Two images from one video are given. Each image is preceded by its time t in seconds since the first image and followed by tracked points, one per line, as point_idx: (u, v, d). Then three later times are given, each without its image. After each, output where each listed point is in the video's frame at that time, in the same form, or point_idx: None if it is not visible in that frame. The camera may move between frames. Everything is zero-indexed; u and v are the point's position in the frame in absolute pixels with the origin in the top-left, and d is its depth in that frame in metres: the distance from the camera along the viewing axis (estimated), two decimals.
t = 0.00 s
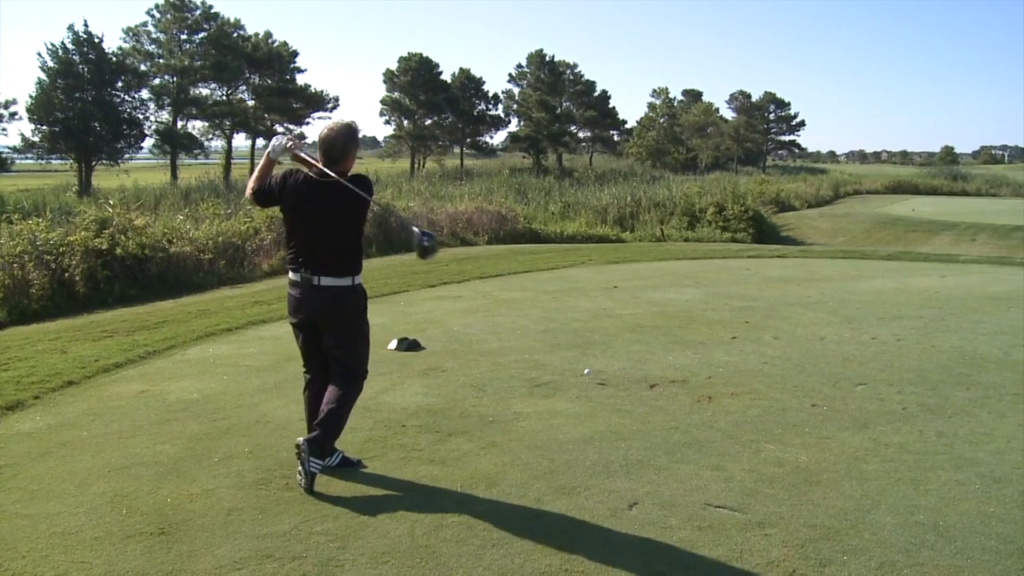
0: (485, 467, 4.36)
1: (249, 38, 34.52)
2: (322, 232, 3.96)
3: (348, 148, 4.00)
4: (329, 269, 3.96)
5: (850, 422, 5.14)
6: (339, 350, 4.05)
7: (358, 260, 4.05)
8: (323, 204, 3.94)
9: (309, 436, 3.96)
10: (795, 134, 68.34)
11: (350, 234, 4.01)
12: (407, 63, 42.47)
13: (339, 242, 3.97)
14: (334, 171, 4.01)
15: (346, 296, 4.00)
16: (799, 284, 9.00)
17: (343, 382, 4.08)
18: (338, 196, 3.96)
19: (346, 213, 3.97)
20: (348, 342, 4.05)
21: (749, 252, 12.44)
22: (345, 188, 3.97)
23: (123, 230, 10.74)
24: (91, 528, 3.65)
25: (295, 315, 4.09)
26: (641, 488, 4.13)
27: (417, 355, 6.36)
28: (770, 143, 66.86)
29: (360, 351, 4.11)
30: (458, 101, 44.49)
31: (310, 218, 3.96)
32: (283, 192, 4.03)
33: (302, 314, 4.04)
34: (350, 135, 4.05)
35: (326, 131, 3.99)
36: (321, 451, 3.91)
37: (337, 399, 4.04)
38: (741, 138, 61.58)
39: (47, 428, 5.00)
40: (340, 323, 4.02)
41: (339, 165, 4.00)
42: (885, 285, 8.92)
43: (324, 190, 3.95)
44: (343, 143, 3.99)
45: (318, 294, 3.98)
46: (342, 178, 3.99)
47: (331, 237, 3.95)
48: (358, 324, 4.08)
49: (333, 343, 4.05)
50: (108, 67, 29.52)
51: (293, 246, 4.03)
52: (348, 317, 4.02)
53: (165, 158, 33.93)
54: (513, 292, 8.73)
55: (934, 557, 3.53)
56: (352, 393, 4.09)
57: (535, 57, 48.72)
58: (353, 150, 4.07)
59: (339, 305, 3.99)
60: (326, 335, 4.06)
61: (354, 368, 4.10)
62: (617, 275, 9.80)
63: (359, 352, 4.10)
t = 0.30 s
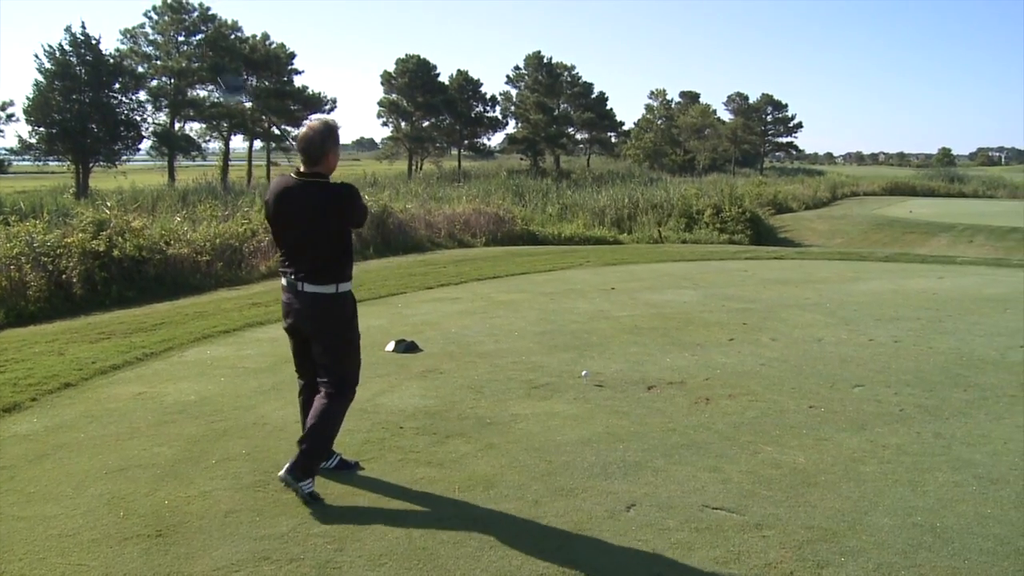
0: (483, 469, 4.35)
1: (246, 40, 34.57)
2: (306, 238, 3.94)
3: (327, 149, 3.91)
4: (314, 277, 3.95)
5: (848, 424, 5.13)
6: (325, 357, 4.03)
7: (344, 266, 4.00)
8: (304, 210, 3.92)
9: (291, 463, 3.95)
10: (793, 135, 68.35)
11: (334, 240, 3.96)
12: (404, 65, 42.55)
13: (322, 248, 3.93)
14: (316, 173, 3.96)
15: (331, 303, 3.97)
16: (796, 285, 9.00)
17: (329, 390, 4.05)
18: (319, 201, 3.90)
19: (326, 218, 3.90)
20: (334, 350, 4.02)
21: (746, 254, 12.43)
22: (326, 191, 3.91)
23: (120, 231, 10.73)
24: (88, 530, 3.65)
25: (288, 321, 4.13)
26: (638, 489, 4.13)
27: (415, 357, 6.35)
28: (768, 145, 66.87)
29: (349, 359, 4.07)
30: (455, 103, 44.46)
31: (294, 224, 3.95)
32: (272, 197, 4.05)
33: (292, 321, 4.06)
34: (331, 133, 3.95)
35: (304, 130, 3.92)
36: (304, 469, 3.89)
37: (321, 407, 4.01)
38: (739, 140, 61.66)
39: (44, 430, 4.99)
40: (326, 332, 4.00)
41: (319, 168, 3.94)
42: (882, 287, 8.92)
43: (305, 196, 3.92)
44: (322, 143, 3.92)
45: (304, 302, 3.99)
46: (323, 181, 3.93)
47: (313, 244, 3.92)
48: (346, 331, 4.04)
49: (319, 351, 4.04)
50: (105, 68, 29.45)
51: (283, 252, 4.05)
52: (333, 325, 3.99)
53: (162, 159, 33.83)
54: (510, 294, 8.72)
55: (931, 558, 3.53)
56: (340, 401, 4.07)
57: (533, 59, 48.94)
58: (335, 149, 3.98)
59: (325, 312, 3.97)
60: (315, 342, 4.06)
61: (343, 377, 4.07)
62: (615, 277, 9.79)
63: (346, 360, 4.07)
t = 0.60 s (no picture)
0: (482, 470, 4.35)
1: (245, 40, 34.66)
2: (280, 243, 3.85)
3: (307, 149, 3.83)
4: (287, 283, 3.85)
5: (846, 425, 5.14)
6: (296, 368, 3.92)
7: (318, 274, 3.86)
8: (279, 213, 3.82)
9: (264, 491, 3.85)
10: (791, 136, 68.42)
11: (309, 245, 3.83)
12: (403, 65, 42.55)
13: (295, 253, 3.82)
14: (296, 175, 3.86)
15: (301, 312, 3.85)
16: (795, 287, 9.00)
17: (298, 402, 3.93)
18: (293, 204, 3.80)
19: (298, 222, 3.78)
20: (305, 361, 3.91)
21: (745, 255, 12.45)
22: (302, 194, 3.79)
23: (118, 232, 10.72)
24: (86, 532, 3.64)
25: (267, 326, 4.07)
26: (636, 490, 4.14)
27: (413, 358, 6.35)
28: (766, 146, 66.90)
29: (321, 370, 3.95)
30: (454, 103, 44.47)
31: (271, 227, 3.88)
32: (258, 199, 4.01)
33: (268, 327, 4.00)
34: (314, 134, 3.87)
35: (287, 131, 3.85)
36: (269, 487, 3.79)
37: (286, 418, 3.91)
38: (737, 141, 61.67)
39: (42, 431, 4.99)
40: (296, 340, 3.88)
41: (299, 169, 3.85)
42: (880, 288, 8.93)
43: (282, 199, 3.84)
44: (302, 144, 3.83)
45: (277, 309, 3.90)
46: (300, 183, 3.83)
47: (286, 249, 3.82)
48: (319, 341, 3.91)
49: (291, 360, 3.93)
50: (103, 69, 29.44)
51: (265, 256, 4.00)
52: (304, 334, 3.87)
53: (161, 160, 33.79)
54: (509, 295, 8.72)
55: (930, 560, 3.53)
56: (312, 413, 3.96)
57: (531, 60, 49.00)
58: (317, 151, 3.89)
59: (295, 321, 3.85)
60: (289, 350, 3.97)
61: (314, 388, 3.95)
62: (614, 278, 9.79)
63: (319, 371, 3.95)
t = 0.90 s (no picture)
0: (482, 471, 4.35)
1: (246, 41, 34.76)
2: (270, 244, 3.85)
3: (298, 146, 3.82)
4: (279, 285, 3.85)
5: (847, 426, 5.13)
6: (285, 371, 3.91)
7: (309, 276, 3.85)
8: (269, 213, 3.82)
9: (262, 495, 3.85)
10: (791, 137, 68.46)
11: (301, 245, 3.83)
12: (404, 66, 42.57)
13: (286, 255, 3.81)
14: (286, 174, 3.85)
15: (292, 315, 3.86)
16: (795, 288, 9.00)
17: (288, 405, 3.92)
18: (283, 204, 3.78)
19: (288, 223, 3.76)
20: (295, 364, 3.90)
21: (745, 256, 12.45)
22: (292, 193, 3.78)
23: (119, 233, 10.73)
24: (87, 532, 3.65)
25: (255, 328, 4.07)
26: (636, 491, 4.14)
27: (414, 359, 6.35)
28: (767, 147, 66.90)
29: (310, 373, 3.95)
30: (454, 104, 44.48)
31: (262, 227, 3.87)
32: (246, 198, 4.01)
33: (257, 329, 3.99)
34: (304, 131, 3.86)
35: (278, 127, 3.83)
36: (266, 491, 3.80)
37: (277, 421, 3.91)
38: (737, 142, 61.62)
39: (43, 432, 4.99)
40: (285, 343, 3.88)
41: (290, 166, 3.84)
42: (881, 289, 8.92)
43: (271, 198, 3.83)
44: (293, 140, 3.82)
45: (268, 310, 3.89)
46: (290, 182, 3.82)
47: (277, 249, 3.81)
48: (310, 344, 3.91)
49: (280, 363, 3.92)
50: (104, 70, 29.47)
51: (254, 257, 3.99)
52: (294, 336, 3.87)
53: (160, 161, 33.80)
54: (509, 296, 8.72)
55: (930, 561, 3.52)
56: (302, 416, 3.96)
57: (531, 61, 48.87)
58: (308, 147, 3.88)
59: (285, 323, 3.86)
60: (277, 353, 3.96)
61: (305, 391, 3.95)
62: (614, 279, 9.79)
63: (311, 373, 3.95)
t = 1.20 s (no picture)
0: (482, 471, 4.36)
1: (247, 42, 34.78)
2: (270, 245, 3.85)
3: (301, 146, 3.83)
4: (279, 286, 3.86)
5: (848, 427, 5.13)
6: (282, 372, 3.90)
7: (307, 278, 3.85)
8: (269, 212, 3.82)
9: (264, 494, 3.86)
10: (792, 138, 68.45)
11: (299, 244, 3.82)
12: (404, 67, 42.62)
13: (286, 256, 3.82)
14: (287, 174, 3.85)
15: (292, 316, 3.86)
16: (796, 288, 9.00)
17: (285, 405, 3.92)
18: (282, 204, 3.78)
19: (287, 223, 3.76)
20: (293, 365, 3.90)
21: (746, 256, 12.44)
22: (292, 193, 3.77)
23: (120, 233, 10.73)
24: (89, 532, 3.65)
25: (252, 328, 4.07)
26: (637, 491, 4.14)
27: (414, 359, 6.35)
28: (768, 148, 66.86)
29: (308, 375, 3.95)
30: (455, 105, 44.51)
31: (261, 227, 3.87)
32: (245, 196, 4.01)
33: (254, 329, 3.99)
34: (308, 131, 3.87)
35: (281, 126, 3.84)
36: (268, 490, 3.80)
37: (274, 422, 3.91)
38: (738, 143, 61.63)
39: (44, 432, 5.00)
40: (283, 344, 3.88)
41: (291, 165, 3.83)
42: (882, 289, 8.92)
43: (271, 198, 3.83)
44: (296, 140, 3.83)
45: (267, 310, 3.90)
46: (290, 181, 3.81)
47: (276, 249, 3.82)
48: (308, 346, 3.91)
49: (277, 364, 3.91)
50: (105, 70, 29.49)
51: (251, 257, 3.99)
52: (292, 337, 3.87)
53: (161, 161, 33.80)
54: (511, 296, 8.72)
55: (931, 562, 3.52)
56: (300, 417, 3.96)
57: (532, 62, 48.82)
58: (312, 147, 3.89)
59: (284, 324, 3.86)
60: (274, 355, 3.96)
61: (303, 392, 3.95)
62: (615, 279, 9.78)
63: (307, 374, 3.94)
